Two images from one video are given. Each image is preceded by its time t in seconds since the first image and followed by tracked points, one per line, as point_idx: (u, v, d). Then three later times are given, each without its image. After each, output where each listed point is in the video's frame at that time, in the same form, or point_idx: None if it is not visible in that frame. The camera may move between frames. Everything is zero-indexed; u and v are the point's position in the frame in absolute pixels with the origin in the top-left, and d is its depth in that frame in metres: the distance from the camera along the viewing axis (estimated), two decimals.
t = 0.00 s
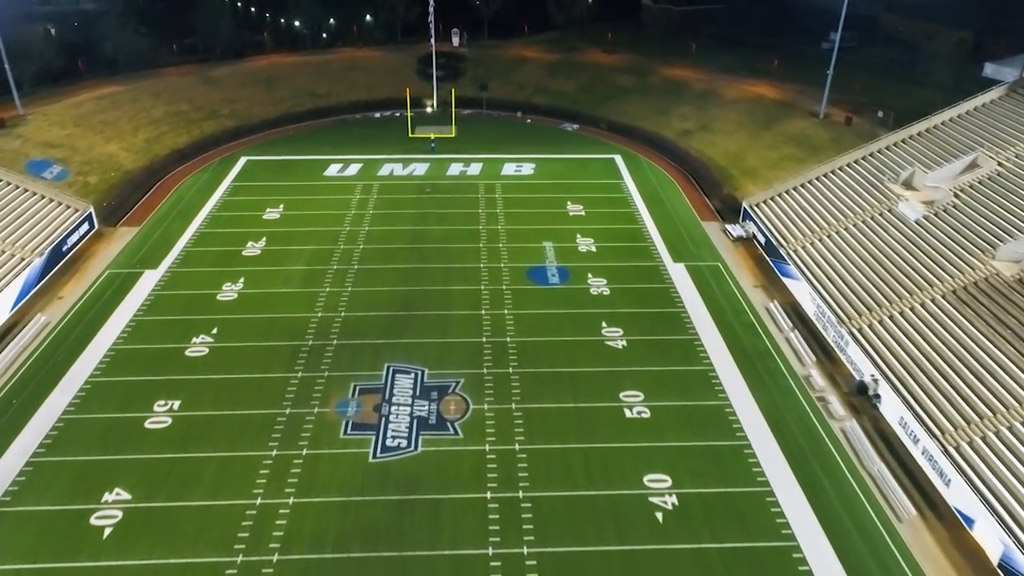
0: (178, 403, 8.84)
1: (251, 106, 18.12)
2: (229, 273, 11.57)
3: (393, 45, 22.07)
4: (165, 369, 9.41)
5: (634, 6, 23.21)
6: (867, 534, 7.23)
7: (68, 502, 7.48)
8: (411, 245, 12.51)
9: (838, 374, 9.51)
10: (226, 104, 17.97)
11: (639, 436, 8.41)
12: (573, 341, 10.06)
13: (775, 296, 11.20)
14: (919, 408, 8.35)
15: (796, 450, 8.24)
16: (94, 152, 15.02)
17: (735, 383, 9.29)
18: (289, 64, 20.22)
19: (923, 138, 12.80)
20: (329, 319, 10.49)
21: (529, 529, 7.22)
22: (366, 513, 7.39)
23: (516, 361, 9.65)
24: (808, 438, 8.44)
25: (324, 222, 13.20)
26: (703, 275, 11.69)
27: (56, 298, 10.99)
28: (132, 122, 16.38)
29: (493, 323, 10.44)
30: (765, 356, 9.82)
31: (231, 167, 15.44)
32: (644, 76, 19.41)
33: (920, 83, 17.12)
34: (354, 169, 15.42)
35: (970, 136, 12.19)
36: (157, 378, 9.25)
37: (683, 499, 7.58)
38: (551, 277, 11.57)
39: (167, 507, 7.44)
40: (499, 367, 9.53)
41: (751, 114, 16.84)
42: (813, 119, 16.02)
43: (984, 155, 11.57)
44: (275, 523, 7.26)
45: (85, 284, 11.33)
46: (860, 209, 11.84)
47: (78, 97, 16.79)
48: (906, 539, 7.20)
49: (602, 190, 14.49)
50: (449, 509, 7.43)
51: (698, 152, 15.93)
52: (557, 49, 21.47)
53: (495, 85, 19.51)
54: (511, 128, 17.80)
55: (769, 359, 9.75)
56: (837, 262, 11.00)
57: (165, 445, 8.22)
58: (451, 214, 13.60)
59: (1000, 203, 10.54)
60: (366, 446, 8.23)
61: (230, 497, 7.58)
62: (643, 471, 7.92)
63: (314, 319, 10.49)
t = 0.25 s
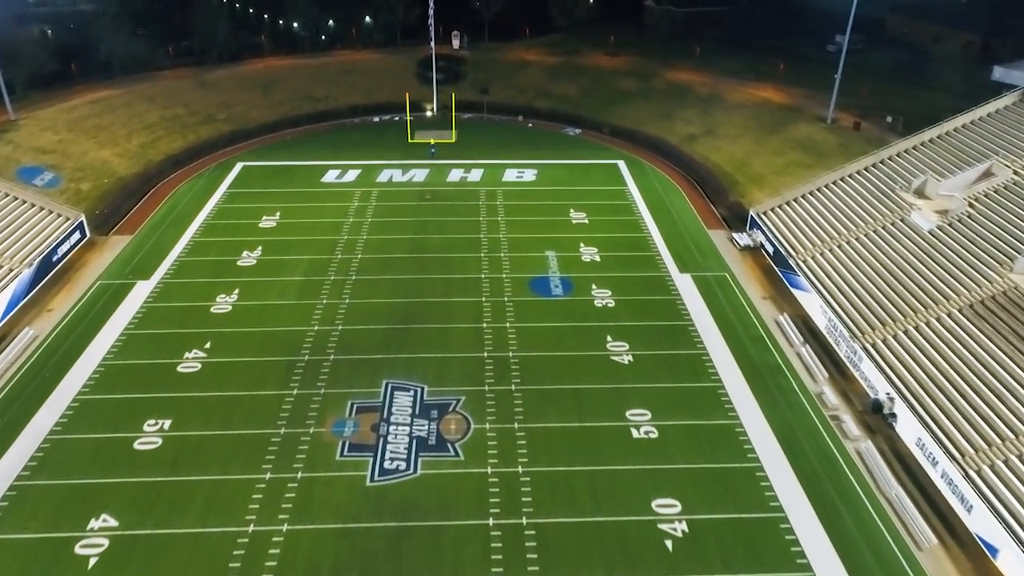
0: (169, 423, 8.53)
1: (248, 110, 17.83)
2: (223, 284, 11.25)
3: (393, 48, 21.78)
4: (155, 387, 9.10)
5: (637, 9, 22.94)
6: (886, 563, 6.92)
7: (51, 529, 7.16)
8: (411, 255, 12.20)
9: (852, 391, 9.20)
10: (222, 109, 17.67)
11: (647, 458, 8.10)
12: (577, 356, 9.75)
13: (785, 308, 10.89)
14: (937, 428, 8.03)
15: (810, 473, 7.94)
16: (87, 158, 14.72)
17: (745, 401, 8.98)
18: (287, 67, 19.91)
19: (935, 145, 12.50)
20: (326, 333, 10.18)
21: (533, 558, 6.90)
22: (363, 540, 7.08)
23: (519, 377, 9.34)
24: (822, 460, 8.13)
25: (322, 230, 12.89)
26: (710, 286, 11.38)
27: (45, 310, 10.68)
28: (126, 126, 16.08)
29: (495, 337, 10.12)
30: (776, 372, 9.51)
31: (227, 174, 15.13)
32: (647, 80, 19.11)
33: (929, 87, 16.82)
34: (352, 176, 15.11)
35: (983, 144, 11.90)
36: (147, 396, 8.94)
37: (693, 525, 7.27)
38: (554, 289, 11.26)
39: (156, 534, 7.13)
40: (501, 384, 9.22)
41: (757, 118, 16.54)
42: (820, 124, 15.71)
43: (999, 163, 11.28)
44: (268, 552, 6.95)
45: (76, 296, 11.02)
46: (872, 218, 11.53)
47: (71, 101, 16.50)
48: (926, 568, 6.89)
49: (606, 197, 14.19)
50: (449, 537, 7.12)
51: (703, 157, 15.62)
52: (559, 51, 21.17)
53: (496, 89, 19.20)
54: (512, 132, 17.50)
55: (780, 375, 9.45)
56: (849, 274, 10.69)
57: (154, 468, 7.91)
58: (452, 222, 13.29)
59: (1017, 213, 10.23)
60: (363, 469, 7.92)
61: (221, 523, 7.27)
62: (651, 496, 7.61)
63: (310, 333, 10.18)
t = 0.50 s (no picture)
0: (159, 444, 8.22)
1: (245, 114, 17.52)
2: (216, 296, 10.94)
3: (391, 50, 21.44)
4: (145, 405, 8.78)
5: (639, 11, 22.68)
6: None
7: (33, 558, 6.84)
8: (410, 265, 11.89)
9: (867, 410, 8.89)
10: (218, 113, 17.36)
11: (656, 482, 7.79)
12: (581, 372, 9.44)
13: (795, 321, 10.58)
14: (957, 450, 7.73)
15: (825, 498, 7.63)
16: (79, 164, 14.40)
17: (756, 420, 8.67)
18: (285, 70, 19.60)
19: (947, 153, 12.20)
20: (322, 348, 9.86)
21: None
22: (360, 571, 6.77)
23: (522, 395, 9.02)
24: (837, 483, 7.82)
25: (319, 239, 12.58)
26: (717, 298, 11.07)
27: (34, 323, 10.37)
28: (120, 131, 15.77)
29: (496, 352, 9.81)
30: (787, 389, 9.20)
31: (223, 180, 14.82)
32: (651, 83, 18.79)
33: (938, 92, 16.52)
34: (350, 182, 14.79)
35: (997, 152, 11.60)
36: (137, 414, 8.63)
37: (705, 554, 6.96)
38: (557, 301, 10.94)
39: (143, 564, 6.81)
40: (503, 402, 8.91)
41: (763, 123, 16.22)
42: (828, 129, 15.41)
43: (1014, 172, 10.97)
44: None
45: (65, 308, 10.71)
46: (884, 228, 11.23)
47: (64, 105, 16.18)
48: None
49: (610, 205, 13.88)
50: (450, 567, 6.81)
51: (708, 163, 15.31)
52: (561, 54, 20.85)
53: (497, 92, 18.89)
54: (513, 137, 17.19)
55: (792, 392, 9.14)
56: (861, 287, 10.38)
57: (142, 492, 7.60)
58: (452, 231, 12.97)
59: None
60: (359, 493, 7.62)
61: (211, 552, 6.95)
62: (661, 523, 7.29)
63: (306, 348, 9.87)
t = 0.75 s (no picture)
0: (148, 466, 7.92)
1: (242, 119, 17.22)
2: (209, 309, 10.62)
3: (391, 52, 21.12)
4: (134, 425, 8.47)
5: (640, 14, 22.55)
6: None
7: None
8: (409, 276, 11.57)
9: (883, 430, 8.58)
10: (215, 118, 17.06)
11: (664, 508, 7.47)
12: (586, 389, 9.13)
13: (807, 335, 10.27)
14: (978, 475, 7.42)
15: (841, 524, 7.31)
16: (71, 171, 14.10)
17: (769, 441, 8.36)
18: (283, 74, 19.29)
19: (961, 161, 11.89)
20: (318, 364, 9.55)
21: None
22: None
23: (525, 414, 8.71)
24: (853, 508, 7.51)
25: (316, 249, 12.27)
26: (726, 310, 10.76)
27: (21, 337, 10.07)
28: (114, 137, 15.47)
29: (498, 369, 9.49)
30: (800, 408, 8.88)
31: (218, 187, 14.51)
32: (655, 87, 18.48)
33: (948, 96, 16.20)
34: (349, 189, 14.48)
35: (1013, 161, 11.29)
36: (125, 435, 8.32)
37: None
38: (560, 313, 10.63)
39: None
40: (505, 421, 8.60)
41: (770, 128, 15.91)
42: (836, 134, 15.09)
43: None
44: None
45: (54, 321, 10.40)
46: (897, 238, 10.91)
47: (57, 110, 15.88)
48: None
49: (614, 213, 13.58)
50: None
51: (714, 169, 15.00)
52: (563, 57, 20.54)
53: (498, 96, 18.58)
54: (515, 142, 16.88)
55: (804, 411, 8.83)
56: (875, 300, 10.07)
57: (130, 519, 7.29)
58: (453, 240, 12.66)
59: None
60: (356, 519, 7.31)
61: None
62: (670, 552, 6.98)
63: (301, 363, 9.55)
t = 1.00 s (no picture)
0: (137, 490, 7.61)
1: (239, 124, 16.90)
2: (203, 322, 10.31)
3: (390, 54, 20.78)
4: (123, 446, 8.16)
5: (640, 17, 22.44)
6: None
7: None
8: (408, 288, 11.26)
9: (900, 452, 8.26)
10: (211, 122, 16.74)
11: (675, 536, 7.15)
12: (592, 408, 8.81)
13: (819, 350, 9.95)
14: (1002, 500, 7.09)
15: (860, 553, 7.00)
16: (63, 177, 13.80)
17: (782, 463, 8.04)
18: (280, 77, 18.98)
19: (976, 169, 11.57)
20: (315, 380, 9.24)
21: None
22: None
23: (529, 434, 8.40)
24: (871, 536, 7.19)
25: (313, 259, 11.96)
26: (735, 323, 10.44)
27: (9, 352, 9.76)
28: (107, 142, 15.16)
29: (501, 386, 9.18)
30: (814, 428, 8.57)
31: (214, 193, 14.20)
32: (659, 91, 18.17)
33: (958, 101, 15.89)
34: (347, 196, 14.16)
35: None
36: (114, 457, 8.01)
37: None
38: (564, 326, 10.33)
39: None
40: (509, 442, 8.28)
41: (777, 133, 15.60)
42: (845, 140, 14.78)
43: None
44: None
45: (42, 335, 10.08)
46: (911, 249, 10.59)
47: (50, 114, 15.57)
48: None
49: (618, 221, 13.27)
50: None
51: (720, 175, 14.68)
52: (565, 60, 20.23)
53: (499, 100, 18.27)
54: (516, 147, 16.56)
55: (819, 431, 8.52)
56: (889, 314, 9.75)
57: (116, 547, 6.97)
58: (453, 250, 12.34)
59: None
60: (352, 547, 7.00)
61: None
62: None
63: (297, 380, 9.24)
